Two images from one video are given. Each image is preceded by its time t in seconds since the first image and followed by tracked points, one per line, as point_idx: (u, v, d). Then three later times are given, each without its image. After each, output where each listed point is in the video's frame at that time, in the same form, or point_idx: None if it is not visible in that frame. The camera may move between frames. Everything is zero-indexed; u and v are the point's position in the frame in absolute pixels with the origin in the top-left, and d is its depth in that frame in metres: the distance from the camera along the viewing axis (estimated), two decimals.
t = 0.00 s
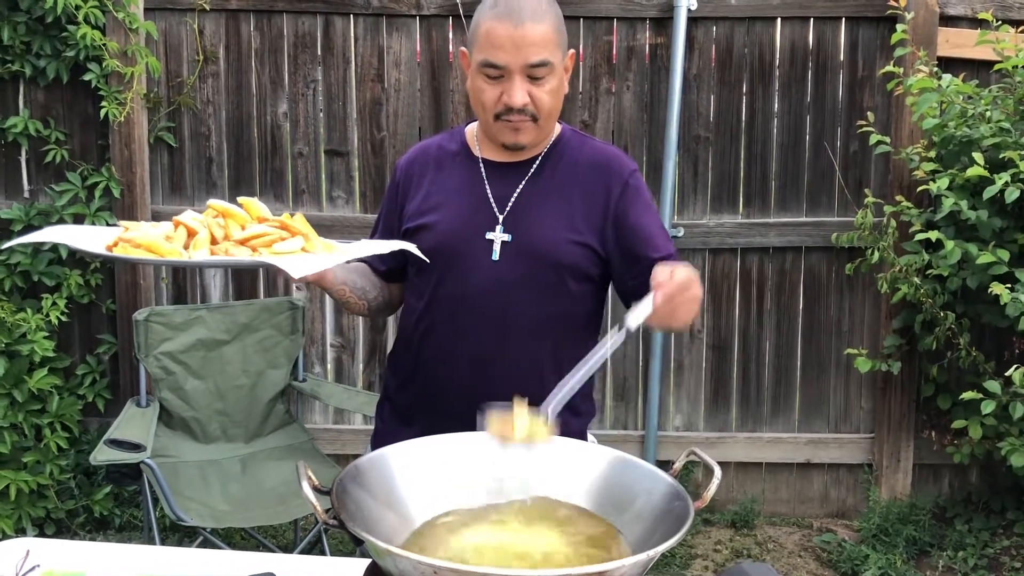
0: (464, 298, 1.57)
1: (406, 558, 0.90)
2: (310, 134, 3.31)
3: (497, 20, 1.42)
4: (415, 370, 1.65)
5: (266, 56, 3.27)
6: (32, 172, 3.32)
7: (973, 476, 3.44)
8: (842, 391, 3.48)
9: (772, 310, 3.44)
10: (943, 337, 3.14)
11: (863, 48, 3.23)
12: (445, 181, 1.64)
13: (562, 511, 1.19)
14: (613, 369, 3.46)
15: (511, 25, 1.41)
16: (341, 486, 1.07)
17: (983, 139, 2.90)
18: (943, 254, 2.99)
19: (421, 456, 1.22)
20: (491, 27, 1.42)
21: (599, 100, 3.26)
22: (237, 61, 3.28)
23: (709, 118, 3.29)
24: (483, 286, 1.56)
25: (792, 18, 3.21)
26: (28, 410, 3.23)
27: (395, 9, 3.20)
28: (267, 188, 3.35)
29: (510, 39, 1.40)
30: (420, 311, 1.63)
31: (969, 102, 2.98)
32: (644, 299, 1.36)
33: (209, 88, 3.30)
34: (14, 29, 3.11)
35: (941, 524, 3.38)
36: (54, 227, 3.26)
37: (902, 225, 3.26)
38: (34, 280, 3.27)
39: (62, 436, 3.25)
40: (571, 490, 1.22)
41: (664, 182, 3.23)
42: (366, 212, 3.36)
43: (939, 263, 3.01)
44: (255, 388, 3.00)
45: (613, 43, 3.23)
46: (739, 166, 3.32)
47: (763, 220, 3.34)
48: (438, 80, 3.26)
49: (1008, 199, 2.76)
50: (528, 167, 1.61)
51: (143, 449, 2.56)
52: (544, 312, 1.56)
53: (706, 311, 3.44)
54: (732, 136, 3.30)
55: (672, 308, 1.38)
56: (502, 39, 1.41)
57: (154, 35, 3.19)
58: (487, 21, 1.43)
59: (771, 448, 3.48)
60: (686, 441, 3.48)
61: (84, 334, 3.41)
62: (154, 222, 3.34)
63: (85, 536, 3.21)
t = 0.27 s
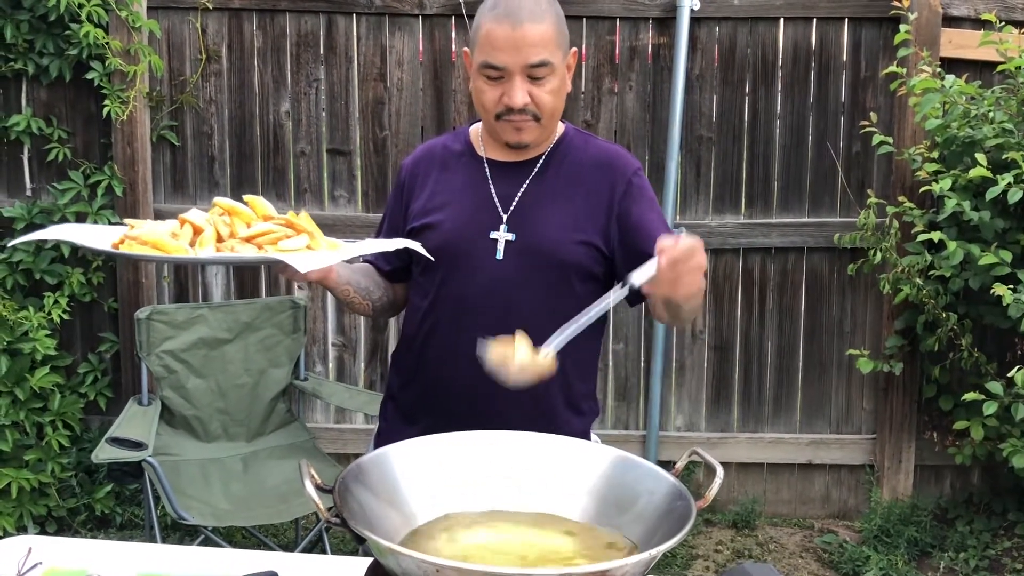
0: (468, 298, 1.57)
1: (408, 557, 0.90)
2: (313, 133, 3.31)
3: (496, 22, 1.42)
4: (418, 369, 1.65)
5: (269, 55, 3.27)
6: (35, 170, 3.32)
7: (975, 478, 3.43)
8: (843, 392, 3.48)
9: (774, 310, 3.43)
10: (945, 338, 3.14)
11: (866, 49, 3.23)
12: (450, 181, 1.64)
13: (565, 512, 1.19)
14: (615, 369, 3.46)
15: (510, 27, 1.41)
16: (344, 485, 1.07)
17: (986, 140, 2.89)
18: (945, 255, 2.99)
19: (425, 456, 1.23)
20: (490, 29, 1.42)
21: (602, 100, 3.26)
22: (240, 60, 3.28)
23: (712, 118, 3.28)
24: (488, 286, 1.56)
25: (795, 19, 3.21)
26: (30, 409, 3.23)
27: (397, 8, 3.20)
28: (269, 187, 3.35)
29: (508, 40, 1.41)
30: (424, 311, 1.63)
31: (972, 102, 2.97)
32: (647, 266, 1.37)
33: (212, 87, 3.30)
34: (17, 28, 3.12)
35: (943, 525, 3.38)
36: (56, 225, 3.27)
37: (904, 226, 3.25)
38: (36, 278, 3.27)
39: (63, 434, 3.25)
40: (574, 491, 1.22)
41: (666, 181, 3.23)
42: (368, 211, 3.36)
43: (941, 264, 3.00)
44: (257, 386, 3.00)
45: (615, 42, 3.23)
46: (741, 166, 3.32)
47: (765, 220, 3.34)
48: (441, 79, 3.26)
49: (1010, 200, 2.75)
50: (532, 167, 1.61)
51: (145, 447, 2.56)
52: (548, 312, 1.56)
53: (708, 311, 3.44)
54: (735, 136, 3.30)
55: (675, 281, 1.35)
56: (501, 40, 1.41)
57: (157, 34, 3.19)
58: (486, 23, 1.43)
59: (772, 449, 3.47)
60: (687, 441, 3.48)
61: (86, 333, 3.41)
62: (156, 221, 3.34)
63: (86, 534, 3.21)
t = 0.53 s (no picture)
0: (470, 297, 1.58)
1: (408, 555, 0.90)
2: (313, 133, 3.31)
3: (474, 24, 1.42)
4: (420, 368, 1.65)
5: (269, 54, 3.27)
6: (36, 169, 3.32)
7: (973, 478, 3.44)
8: (842, 392, 3.49)
9: (774, 311, 3.44)
10: (944, 339, 3.14)
11: (866, 50, 3.24)
12: (453, 181, 1.64)
13: (566, 510, 1.19)
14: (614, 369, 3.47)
15: (488, 28, 1.41)
16: (345, 484, 1.08)
17: (985, 141, 2.89)
18: (944, 257, 3.00)
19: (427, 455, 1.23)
20: (470, 32, 1.42)
21: (602, 100, 3.26)
22: (241, 59, 3.28)
23: (712, 119, 3.29)
24: (490, 286, 1.57)
25: (795, 20, 3.21)
26: (30, 407, 3.24)
27: (398, 8, 3.21)
28: (269, 186, 3.35)
29: (488, 42, 1.41)
30: (426, 311, 1.63)
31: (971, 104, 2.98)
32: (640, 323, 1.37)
33: (212, 86, 3.30)
34: (17, 26, 3.12)
35: (941, 526, 3.38)
36: (56, 223, 3.27)
37: (904, 227, 3.26)
38: (37, 277, 3.27)
39: (63, 433, 3.26)
40: (576, 490, 1.22)
41: (666, 181, 3.23)
42: (368, 210, 3.36)
43: (941, 265, 3.01)
44: (256, 385, 3.01)
45: (616, 43, 3.23)
46: (741, 166, 3.32)
47: (765, 221, 3.34)
48: (441, 79, 3.26)
49: (1010, 201, 2.76)
50: (535, 167, 1.62)
51: (144, 446, 2.56)
52: (551, 312, 1.56)
53: (708, 311, 3.44)
54: (735, 137, 3.30)
55: (667, 333, 1.40)
56: (481, 43, 1.41)
57: (158, 32, 3.19)
58: (466, 28, 1.43)
59: (771, 449, 3.48)
60: (687, 441, 3.49)
61: (85, 331, 3.41)
62: (156, 220, 3.34)
63: (85, 533, 3.21)
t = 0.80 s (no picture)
0: (472, 295, 1.58)
1: (408, 553, 0.90)
2: (313, 131, 3.31)
3: (464, 27, 1.43)
4: (421, 367, 1.65)
5: (269, 52, 3.27)
6: (36, 167, 3.32)
7: (971, 478, 3.44)
8: (841, 391, 3.49)
9: (773, 310, 3.44)
10: (943, 339, 3.14)
11: (866, 50, 3.24)
12: (454, 180, 1.64)
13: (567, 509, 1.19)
14: (613, 368, 3.47)
15: (477, 29, 1.41)
16: (345, 481, 1.08)
17: (985, 141, 2.90)
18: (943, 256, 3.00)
19: (428, 453, 1.23)
20: (461, 35, 1.43)
21: (602, 99, 3.26)
22: (241, 58, 3.28)
23: (711, 118, 3.29)
24: (491, 283, 1.57)
25: (795, 19, 3.21)
26: (29, 405, 3.24)
27: (398, 6, 3.21)
28: (269, 185, 3.35)
29: (477, 42, 1.41)
30: (428, 310, 1.63)
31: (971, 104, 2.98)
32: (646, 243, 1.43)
33: (212, 84, 3.30)
34: (17, 24, 3.12)
35: (940, 525, 3.38)
36: (56, 221, 3.27)
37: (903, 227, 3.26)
38: (36, 274, 3.27)
39: (62, 431, 3.26)
40: (577, 488, 1.22)
41: (666, 180, 3.23)
42: (368, 208, 3.36)
43: (940, 264, 3.01)
44: (256, 383, 3.01)
45: (616, 42, 3.23)
46: (741, 166, 3.32)
47: (764, 220, 3.34)
48: (441, 78, 3.26)
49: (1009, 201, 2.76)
50: (536, 165, 1.62)
51: (144, 444, 2.56)
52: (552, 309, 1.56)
53: (707, 311, 3.45)
54: (734, 136, 3.30)
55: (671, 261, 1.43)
56: (471, 43, 1.42)
57: (158, 31, 3.19)
58: (457, 31, 1.44)
59: (770, 448, 3.48)
60: (685, 440, 3.49)
61: (85, 329, 3.41)
62: (156, 218, 3.34)
63: (84, 530, 3.22)
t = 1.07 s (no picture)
0: (474, 294, 1.58)
1: (411, 550, 0.91)
2: (315, 129, 3.31)
3: (459, 27, 1.43)
4: (423, 365, 1.66)
5: (271, 51, 3.28)
6: (38, 164, 3.33)
7: (972, 477, 3.45)
8: (842, 390, 3.49)
9: (774, 309, 3.44)
10: (944, 338, 3.14)
11: (868, 49, 3.24)
12: (456, 178, 1.65)
13: (569, 507, 1.20)
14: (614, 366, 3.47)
15: (472, 29, 1.41)
16: (348, 479, 1.08)
17: (987, 140, 2.90)
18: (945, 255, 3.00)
19: (431, 450, 1.24)
20: (456, 35, 1.43)
21: (604, 98, 3.26)
22: (243, 56, 3.29)
23: (713, 117, 3.29)
24: (494, 281, 1.57)
25: (796, 18, 3.21)
26: (31, 402, 3.24)
27: (400, 5, 3.21)
28: (271, 183, 3.36)
29: (473, 42, 1.41)
30: (430, 308, 1.64)
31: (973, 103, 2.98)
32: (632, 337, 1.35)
33: (214, 82, 3.30)
34: (19, 22, 3.12)
35: (941, 524, 3.39)
36: (58, 219, 3.27)
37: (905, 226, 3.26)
38: (38, 272, 3.27)
39: (64, 428, 3.27)
40: (579, 486, 1.22)
41: (667, 179, 3.24)
42: (370, 206, 3.36)
43: (941, 263, 3.01)
44: (258, 381, 3.01)
45: (617, 40, 3.23)
46: (742, 164, 3.33)
47: (765, 219, 3.34)
48: (443, 76, 3.26)
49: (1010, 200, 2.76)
50: (537, 163, 1.62)
51: (146, 441, 2.56)
52: (554, 307, 1.56)
53: (708, 309, 3.45)
54: (736, 135, 3.30)
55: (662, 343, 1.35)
56: (467, 44, 1.42)
57: (160, 28, 3.19)
58: (453, 31, 1.44)
59: (771, 447, 3.48)
60: (687, 439, 3.49)
61: (86, 327, 3.41)
62: (158, 216, 3.34)
63: (86, 528, 3.22)
